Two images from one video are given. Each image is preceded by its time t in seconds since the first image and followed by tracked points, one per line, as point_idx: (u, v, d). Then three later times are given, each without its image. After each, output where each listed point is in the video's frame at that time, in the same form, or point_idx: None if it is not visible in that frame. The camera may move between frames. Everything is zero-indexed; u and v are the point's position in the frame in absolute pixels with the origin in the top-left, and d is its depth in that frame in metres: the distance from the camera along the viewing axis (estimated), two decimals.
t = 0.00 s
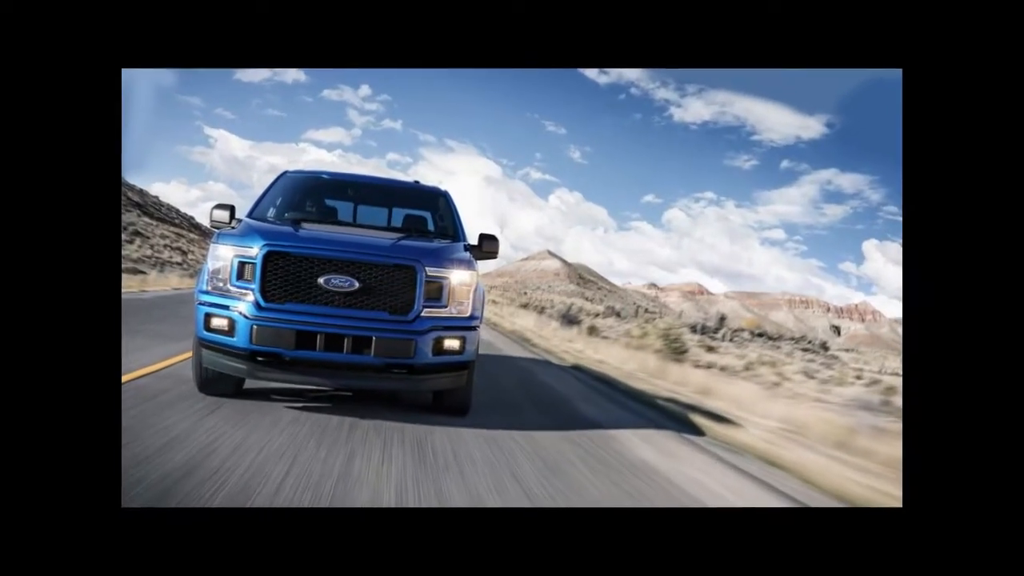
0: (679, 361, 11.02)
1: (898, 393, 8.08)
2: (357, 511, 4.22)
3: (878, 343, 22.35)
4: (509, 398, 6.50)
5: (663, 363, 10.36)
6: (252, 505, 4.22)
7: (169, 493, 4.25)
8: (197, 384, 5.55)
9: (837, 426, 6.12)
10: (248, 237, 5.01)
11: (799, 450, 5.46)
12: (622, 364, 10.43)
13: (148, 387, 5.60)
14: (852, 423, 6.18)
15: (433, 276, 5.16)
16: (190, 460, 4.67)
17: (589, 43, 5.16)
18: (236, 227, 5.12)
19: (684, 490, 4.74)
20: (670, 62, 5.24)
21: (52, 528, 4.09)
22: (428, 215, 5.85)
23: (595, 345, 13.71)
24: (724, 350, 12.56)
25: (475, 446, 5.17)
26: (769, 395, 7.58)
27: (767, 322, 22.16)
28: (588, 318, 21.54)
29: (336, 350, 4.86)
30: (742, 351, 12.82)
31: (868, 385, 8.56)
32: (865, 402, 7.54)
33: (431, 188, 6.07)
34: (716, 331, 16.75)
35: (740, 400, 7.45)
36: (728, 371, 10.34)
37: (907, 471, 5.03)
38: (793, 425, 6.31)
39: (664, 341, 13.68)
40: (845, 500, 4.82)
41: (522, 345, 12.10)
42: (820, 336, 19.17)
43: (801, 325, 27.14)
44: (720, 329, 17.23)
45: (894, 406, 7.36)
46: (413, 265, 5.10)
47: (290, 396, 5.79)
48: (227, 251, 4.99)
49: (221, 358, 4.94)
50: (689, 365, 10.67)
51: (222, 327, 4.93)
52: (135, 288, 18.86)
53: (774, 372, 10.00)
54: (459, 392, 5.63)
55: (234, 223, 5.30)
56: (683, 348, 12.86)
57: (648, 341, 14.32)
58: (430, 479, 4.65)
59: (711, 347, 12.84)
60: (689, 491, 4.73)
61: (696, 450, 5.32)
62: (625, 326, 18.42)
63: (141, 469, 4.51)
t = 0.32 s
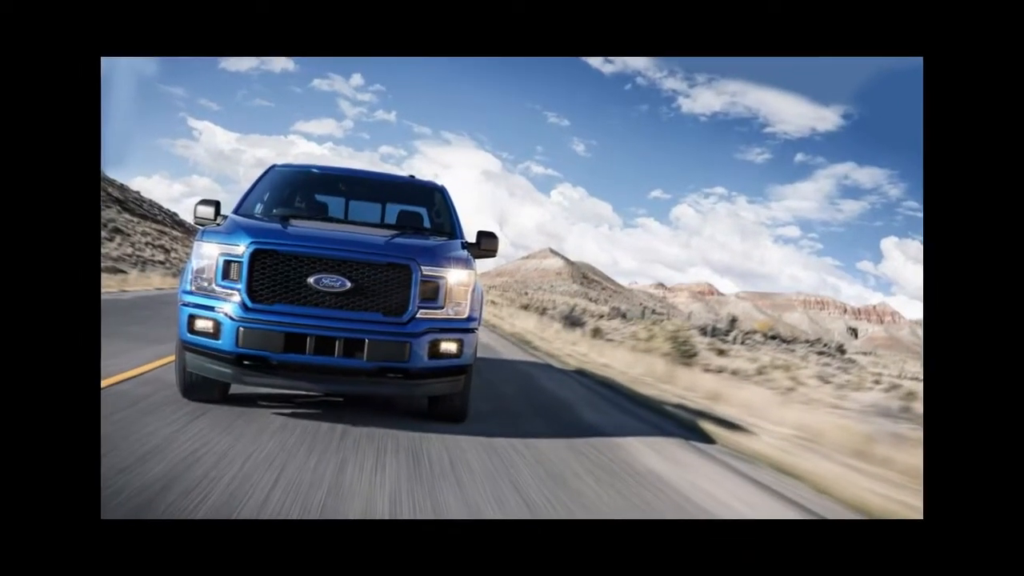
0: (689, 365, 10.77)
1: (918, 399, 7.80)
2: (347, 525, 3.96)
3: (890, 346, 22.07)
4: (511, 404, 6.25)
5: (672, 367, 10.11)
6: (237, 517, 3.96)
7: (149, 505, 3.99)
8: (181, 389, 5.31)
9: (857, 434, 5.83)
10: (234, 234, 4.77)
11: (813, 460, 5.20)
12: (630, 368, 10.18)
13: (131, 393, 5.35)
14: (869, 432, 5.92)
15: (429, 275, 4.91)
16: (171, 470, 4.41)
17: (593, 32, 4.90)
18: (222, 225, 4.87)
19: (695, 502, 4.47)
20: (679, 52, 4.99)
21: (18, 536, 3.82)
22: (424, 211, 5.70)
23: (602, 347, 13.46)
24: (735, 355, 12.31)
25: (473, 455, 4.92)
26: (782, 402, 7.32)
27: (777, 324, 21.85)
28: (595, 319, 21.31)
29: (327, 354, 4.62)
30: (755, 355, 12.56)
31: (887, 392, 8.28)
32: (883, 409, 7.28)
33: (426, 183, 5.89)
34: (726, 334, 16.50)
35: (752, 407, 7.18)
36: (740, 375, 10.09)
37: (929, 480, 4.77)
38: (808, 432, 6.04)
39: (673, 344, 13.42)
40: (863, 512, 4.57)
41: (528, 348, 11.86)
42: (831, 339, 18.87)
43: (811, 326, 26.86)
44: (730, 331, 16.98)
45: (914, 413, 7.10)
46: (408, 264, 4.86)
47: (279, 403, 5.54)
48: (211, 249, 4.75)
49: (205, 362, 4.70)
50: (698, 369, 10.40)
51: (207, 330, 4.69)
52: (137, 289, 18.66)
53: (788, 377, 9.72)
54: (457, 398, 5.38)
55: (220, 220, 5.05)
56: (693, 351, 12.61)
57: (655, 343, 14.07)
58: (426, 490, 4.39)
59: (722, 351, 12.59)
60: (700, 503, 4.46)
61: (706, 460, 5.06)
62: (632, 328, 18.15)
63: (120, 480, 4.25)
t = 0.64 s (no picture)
0: (698, 370, 10.56)
1: (937, 406, 7.56)
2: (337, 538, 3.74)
3: (900, 348, 21.86)
4: (511, 410, 6.04)
5: (681, 371, 9.90)
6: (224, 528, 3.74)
7: (130, 517, 3.76)
8: (164, 394, 5.09)
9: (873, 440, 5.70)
10: (220, 231, 4.55)
11: (828, 468, 4.98)
12: (636, 372, 9.97)
13: (114, 399, 5.14)
14: (886, 440, 5.69)
15: (424, 275, 4.69)
16: (154, 478, 4.18)
17: (599, 21, 4.68)
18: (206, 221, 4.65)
19: (705, 513, 4.24)
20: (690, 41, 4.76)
21: None
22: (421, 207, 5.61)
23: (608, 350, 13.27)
24: (745, 359, 12.09)
25: (472, 463, 4.70)
26: (795, 409, 7.09)
27: (787, 326, 21.59)
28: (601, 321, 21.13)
29: (317, 357, 4.40)
30: (766, 359, 12.36)
31: (906, 399, 8.04)
32: (900, 415, 7.07)
33: (420, 177, 5.80)
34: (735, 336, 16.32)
35: (764, 414, 6.95)
36: (751, 380, 9.89)
37: (951, 489, 4.54)
38: (822, 440, 5.82)
39: (681, 347, 13.19)
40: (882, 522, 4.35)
41: (531, 351, 11.66)
42: (841, 342, 18.62)
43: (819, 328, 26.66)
44: (739, 334, 16.79)
45: (933, 420, 6.87)
46: (403, 263, 4.63)
47: (268, 408, 5.32)
48: (196, 247, 4.52)
49: (190, 365, 4.48)
50: (708, 373, 10.16)
51: (192, 331, 4.47)
52: (136, 291, 18.48)
53: (802, 383, 9.51)
54: (454, 404, 5.15)
55: (206, 217, 4.84)
56: (701, 354, 12.42)
57: (662, 345, 13.88)
58: (421, 499, 4.17)
59: (732, 355, 12.38)
60: (710, 514, 4.23)
61: (715, 468, 4.84)
62: (639, 330, 17.91)
63: (100, 489, 4.03)
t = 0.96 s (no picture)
0: (708, 373, 10.36)
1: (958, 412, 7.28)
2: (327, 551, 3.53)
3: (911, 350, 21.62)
4: (511, 416, 5.84)
5: (691, 376, 9.71)
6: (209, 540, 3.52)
7: (110, 527, 3.55)
8: (147, 400, 4.89)
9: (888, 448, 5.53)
10: (207, 228, 4.35)
11: (843, 478, 4.77)
12: (644, 377, 9.77)
13: (98, 404, 4.94)
14: (904, 448, 5.47)
15: (419, 274, 4.48)
16: (136, 487, 3.97)
17: (604, 11, 4.48)
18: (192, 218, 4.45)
19: (714, 524, 4.02)
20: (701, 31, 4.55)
21: None
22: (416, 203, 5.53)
23: (614, 352, 13.08)
24: (756, 362, 11.88)
25: (471, 472, 4.49)
26: (809, 415, 6.87)
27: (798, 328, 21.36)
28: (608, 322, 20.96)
29: (307, 361, 4.20)
30: (778, 362, 12.15)
31: (926, 405, 7.81)
32: (918, 422, 6.85)
33: (414, 171, 5.79)
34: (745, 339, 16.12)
35: (777, 421, 6.73)
36: (763, 385, 9.68)
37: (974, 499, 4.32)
38: (837, 447, 5.61)
39: (689, 350, 12.99)
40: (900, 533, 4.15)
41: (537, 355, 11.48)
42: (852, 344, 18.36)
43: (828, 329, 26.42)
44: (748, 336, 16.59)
45: (955, 426, 6.64)
46: (397, 262, 4.43)
47: (256, 415, 5.12)
48: (181, 245, 4.33)
49: (174, 369, 4.28)
50: (719, 378, 9.93)
51: (176, 333, 4.27)
52: (141, 294, 18.42)
53: (816, 388, 9.29)
54: (451, 410, 4.96)
55: (192, 214, 4.64)
56: (711, 357, 12.21)
57: (671, 348, 13.67)
58: (417, 510, 3.96)
59: (743, 358, 12.18)
60: (720, 525, 4.01)
61: (724, 477, 4.63)
62: (646, 332, 17.68)
63: (79, 498, 3.82)
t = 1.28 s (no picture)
0: (717, 378, 10.18)
1: (977, 417, 7.21)
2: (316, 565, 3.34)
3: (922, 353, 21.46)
4: (512, 422, 5.66)
5: (700, 380, 9.53)
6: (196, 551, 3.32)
7: (91, 538, 3.35)
8: (131, 405, 4.71)
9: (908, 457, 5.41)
10: (193, 225, 4.17)
11: (859, 487, 4.60)
12: (651, 381, 9.60)
13: (81, 410, 4.77)
14: (922, 457, 5.29)
15: (416, 274, 4.30)
16: (119, 495, 3.78)
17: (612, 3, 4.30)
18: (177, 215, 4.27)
19: (724, 535, 3.82)
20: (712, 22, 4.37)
21: None
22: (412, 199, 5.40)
23: (620, 355, 12.89)
24: (767, 366, 11.72)
25: (469, 481, 4.30)
26: (822, 422, 6.69)
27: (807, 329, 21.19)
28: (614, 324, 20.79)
29: (298, 365, 4.02)
30: (790, 366, 11.97)
31: (945, 410, 7.63)
32: (935, 429, 6.65)
33: (409, 166, 5.71)
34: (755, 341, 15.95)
35: (789, 428, 6.55)
36: (775, 389, 9.50)
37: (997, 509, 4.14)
38: (851, 455, 5.42)
39: (696, 353, 12.82)
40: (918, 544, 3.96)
41: (540, 358, 11.31)
42: (861, 347, 18.16)
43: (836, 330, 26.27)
44: (759, 338, 16.43)
45: (974, 433, 6.47)
46: (392, 261, 4.24)
47: (244, 421, 4.94)
48: (167, 243, 4.14)
49: (159, 373, 4.10)
50: (728, 382, 9.76)
51: (161, 335, 4.09)
52: (138, 295, 18.28)
53: (830, 393, 9.11)
54: (449, 416, 4.77)
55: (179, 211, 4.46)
56: (719, 360, 12.03)
57: (678, 351, 13.50)
58: (412, 521, 3.77)
59: (753, 362, 12.00)
60: (730, 536, 3.81)
61: (733, 487, 4.45)
62: (651, 334, 17.49)
63: (60, 507, 3.63)
